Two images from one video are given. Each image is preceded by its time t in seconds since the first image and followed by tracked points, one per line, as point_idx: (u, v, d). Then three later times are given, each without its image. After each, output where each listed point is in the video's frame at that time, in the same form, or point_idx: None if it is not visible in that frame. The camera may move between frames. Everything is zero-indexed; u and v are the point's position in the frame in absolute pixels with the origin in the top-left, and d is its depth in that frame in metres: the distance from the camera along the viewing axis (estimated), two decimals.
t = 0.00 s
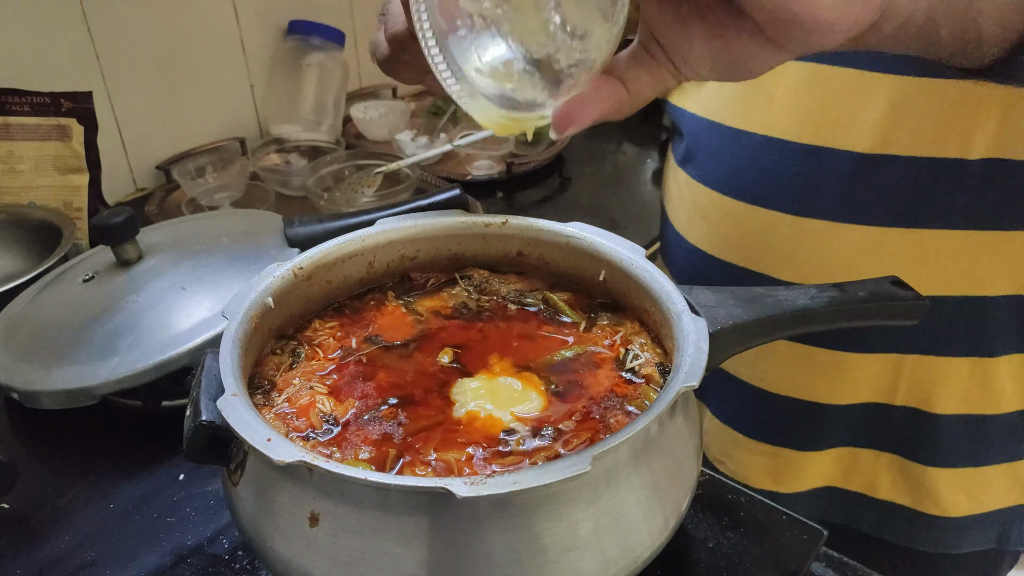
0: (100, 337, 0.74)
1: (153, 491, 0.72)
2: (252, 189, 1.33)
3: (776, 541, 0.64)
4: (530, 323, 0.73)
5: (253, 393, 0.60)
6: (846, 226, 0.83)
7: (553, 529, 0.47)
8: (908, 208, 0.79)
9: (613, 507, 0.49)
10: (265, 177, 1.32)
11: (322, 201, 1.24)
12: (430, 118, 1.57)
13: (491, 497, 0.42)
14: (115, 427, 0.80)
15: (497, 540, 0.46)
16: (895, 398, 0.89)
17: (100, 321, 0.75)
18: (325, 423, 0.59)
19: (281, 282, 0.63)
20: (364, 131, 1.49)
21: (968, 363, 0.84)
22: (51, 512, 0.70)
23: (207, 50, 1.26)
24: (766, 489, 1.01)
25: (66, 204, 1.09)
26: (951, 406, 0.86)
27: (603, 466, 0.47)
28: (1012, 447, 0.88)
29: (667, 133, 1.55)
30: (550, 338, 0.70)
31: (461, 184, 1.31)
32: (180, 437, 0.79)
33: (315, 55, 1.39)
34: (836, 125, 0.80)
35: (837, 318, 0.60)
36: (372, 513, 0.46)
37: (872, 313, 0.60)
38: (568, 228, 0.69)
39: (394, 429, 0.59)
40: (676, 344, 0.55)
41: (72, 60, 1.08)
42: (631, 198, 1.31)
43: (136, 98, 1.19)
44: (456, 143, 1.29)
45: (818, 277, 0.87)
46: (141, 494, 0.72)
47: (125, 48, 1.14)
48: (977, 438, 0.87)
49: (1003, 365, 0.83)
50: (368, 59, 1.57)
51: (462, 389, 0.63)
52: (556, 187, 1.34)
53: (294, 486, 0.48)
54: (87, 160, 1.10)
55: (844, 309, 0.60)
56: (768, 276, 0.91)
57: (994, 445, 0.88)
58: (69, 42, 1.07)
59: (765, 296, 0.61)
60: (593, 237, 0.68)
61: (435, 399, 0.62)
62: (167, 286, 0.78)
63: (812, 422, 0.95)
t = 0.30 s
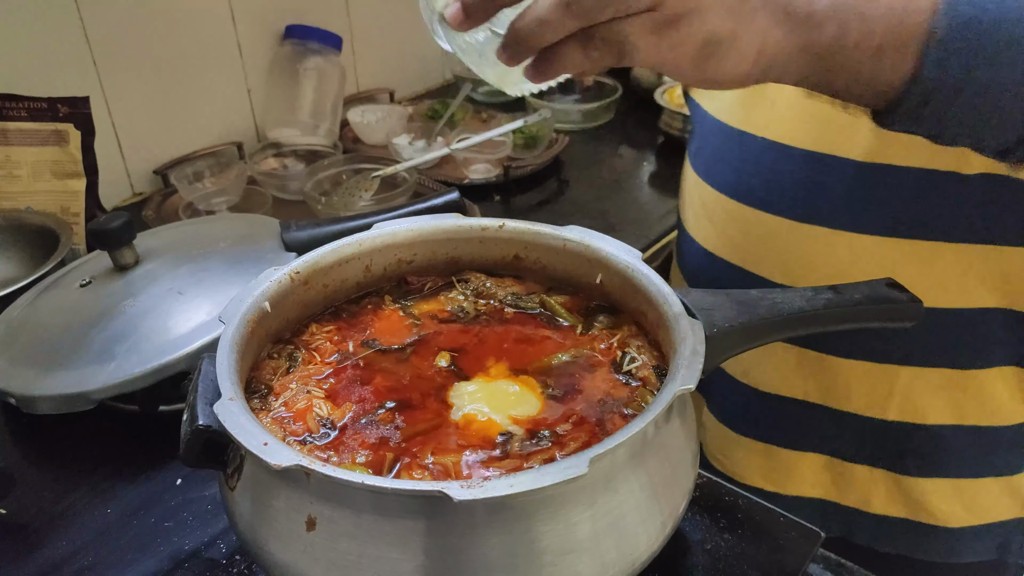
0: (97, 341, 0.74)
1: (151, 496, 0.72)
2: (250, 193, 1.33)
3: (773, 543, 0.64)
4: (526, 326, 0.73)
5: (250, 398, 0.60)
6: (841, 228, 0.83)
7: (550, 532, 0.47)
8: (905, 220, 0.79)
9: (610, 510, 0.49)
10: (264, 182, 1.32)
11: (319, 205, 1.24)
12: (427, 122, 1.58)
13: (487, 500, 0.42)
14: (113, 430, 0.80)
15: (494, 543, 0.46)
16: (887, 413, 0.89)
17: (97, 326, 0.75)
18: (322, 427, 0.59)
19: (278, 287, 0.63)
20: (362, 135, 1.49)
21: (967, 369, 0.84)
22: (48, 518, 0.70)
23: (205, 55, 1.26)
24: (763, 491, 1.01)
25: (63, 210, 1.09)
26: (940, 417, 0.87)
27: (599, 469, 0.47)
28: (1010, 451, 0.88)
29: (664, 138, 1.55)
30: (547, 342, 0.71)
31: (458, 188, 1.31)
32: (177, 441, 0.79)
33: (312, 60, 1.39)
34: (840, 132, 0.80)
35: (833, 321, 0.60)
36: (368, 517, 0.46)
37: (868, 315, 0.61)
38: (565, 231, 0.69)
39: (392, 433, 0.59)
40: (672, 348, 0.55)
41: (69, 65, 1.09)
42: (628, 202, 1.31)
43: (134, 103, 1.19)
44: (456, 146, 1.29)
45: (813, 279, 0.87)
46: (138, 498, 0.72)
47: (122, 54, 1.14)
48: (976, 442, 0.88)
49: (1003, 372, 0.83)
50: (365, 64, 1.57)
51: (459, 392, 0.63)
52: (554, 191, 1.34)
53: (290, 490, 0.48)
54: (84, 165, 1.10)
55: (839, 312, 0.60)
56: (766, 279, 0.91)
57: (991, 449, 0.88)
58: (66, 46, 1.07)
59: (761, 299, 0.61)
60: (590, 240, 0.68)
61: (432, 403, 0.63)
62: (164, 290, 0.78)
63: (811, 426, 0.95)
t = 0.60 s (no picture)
0: (93, 332, 0.74)
1: (149, 487, 0.72)
2: (246, 183, 1.30)
3: (772, 530, 0.64)
4: (525, 314, 0.73)
5: (247, 387, 0.60)
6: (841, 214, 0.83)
7: (549, 520, 0.47)
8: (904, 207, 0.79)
9: (608, 498, 0.49)
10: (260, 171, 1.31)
11: (313, 197, 1.23)
12: (425, 112, 1.58)
13: (486, 489, 0.42)
14: (110, 421, 0.80)
15: (493, 531, 0.46)
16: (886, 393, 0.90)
17: (93, 317, 0.75)
18: (319, 417, 0.59)
19: (274, 276, 0.62)
20: (359, 124, 1.49)
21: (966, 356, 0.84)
22: (46, 510, 0.70)
23: (200, 44, 1.25)
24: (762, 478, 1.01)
25: (59, 200, 1.08)
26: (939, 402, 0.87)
27: (598, 457, 0.47)
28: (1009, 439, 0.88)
29: (663, 126, 1.55)
30: (545, 330, 0.70)
31: (455, 178, 1.30)
32: (175, 432, 0.78)
33: (309, 49, 1.38)
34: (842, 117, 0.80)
35: (833, 308, 0.60)
36: (367, 506, 0.46)
37: (868, 301, 0.60)
38: (563, 219, 0.69)
39: (390, 422, 0.58)
40: (671, 335, 0.54)
41: (63, 55, 1.08)
42: (626, 190, 1.30)
43: (129, 93, 1.18)
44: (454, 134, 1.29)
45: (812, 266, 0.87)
46: (137, 489, 0.72)
47: (117, 43, 1.14)
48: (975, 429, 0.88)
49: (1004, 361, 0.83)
50: (362, 52, 1.56)
51: (458, 381, 0.63)
52: (551, 180, 1.34)
53: (288, 479, 0.48)
54: (79, 155, 1.09)
55: (839, 298, 0.60)
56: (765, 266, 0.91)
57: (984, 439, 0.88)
58: (60, 35, 1.06)
59: (760, 286, 0.61)
60: (588, 228, 0.68)
61: (430, 392, 0.62)
62: (160, 280, 0.78)
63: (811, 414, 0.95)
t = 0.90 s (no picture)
0: (95, 332, 0.74)
1: (150, 488, 0.72)
2: (248, 183, 1.30)
3: (774, 532, 0.64)
4: (526, 315, 0.73)
5: (249, 388, 0.60)
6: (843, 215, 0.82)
7: (550, 522, 0.46)
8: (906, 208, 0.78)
9: (610, 500, 0.49)
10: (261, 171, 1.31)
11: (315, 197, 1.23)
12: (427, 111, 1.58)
13: (487, 491, 0.42)
14: (112, 422, 0.80)
15: (495, 533, 0.46)
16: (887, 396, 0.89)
17: (94, 317, 0.75)
18: (321, 418, 0.58)
19: (276, 276, 0.62)
20: (360, 124, 1.49)
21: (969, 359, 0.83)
22: (48, 510, 0.70)
23: (202, 44, 1.25)
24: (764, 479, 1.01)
25: (61, 200, 1.08)
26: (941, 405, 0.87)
27: (600, 459, 0.47)
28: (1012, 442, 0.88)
29: (665, 126, 1.54)
30: (547, 331, 0.70)
31: (457, 178, 1.30)
32: (177, 433, 0.78)
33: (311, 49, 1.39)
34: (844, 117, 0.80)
35: (836, 309, 0.60)
36: (368, 508, 0.46)
37: (871, 302, 0.60)
38: (565, 220, 0.69)
39: (391, 423, 0.58)
40: (673, 336, 0.54)
41: (65, 55, 1.08)
42: (627, 190, 1.30)
43: (131, 93, 1.18)
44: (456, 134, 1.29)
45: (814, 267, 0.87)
46: (138, 490, 0.72)
47: (119, 43, 1.14)
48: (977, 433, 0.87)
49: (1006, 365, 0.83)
50: (364, 52, 1.56)
51: (459, 382, 0.63)
52: (553, 180, 1.33)
53: (289, 481, 0.48)
54: (81, 156, 1.09)
55: (842, 299, 0.59)
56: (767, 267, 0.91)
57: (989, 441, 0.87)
58: (63, 35, 1.06)
59: (762, 287, 0.61)
60: (590, 229, 0.68)
61: (431, 393, 0.62)
62: (161, 281, 0.78)
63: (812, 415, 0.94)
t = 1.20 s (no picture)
0: (92, 335, 0.74)
1: (147, 491, 0.72)
2: (246, 186, 1.30)
3: (770, 534, 0.64)
4: (524, 318, 0.73)
5: (246, 391, 0.60)
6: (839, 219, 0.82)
7: (548, 525, 0.46)
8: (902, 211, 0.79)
9: (607, 503, 0.49)
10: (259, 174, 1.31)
11: (312, 201, 1.24)
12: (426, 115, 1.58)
13: (485, 494, 0.42)
14: (109, 425, 0.80)
15: (492, 536, 0.46)
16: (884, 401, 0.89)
17: (92, 320, 0.75)
18: (318, 421, 0.58)
19: (273, 280, 0.62)
20: (359, 128, 1.49)
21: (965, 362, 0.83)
22: (45, 513, 0.70)
23: (201, 48, 1.25)
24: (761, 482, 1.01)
25: (59, 203, 1.08)
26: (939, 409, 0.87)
27: (597, 462, 0.47)
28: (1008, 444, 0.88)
29: (662, 130, 1.55)
30: (544, 334, 0.70)
31: (455, 181, 1.31)
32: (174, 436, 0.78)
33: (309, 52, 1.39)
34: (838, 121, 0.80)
35: (832, 312, 0.60)
36: (366, 511, 0.46)
37: (868, 306, 0.60)
38: (562, 224, 0.69)
39: (389, 426, 0.58)
40: (671, 339, 0.54)
41: (64, 57, 1.08)
42: (625, 194, 1.30)
43: (129, 96, 1.19)
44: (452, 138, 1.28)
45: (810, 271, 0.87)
46: (135, 493, 0.72)
47: (118, 46, 1.14)
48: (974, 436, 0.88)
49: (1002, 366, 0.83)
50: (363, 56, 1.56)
51: (457, 385, 0.63)
52: (551, 183, 1.34)
53: (287, 484, 0.48)
54: (79, 158, 1.09)
55: (838, 303, 0.60)
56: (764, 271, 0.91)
57: (985, 444, 0.88)
58: (62, 38, 1.07)
59: (758, 291, 0.61)
60: (587, 232, 0.68)
61: (429, 396, 0.62)
62: (159, 284, 0.78)
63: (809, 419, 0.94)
